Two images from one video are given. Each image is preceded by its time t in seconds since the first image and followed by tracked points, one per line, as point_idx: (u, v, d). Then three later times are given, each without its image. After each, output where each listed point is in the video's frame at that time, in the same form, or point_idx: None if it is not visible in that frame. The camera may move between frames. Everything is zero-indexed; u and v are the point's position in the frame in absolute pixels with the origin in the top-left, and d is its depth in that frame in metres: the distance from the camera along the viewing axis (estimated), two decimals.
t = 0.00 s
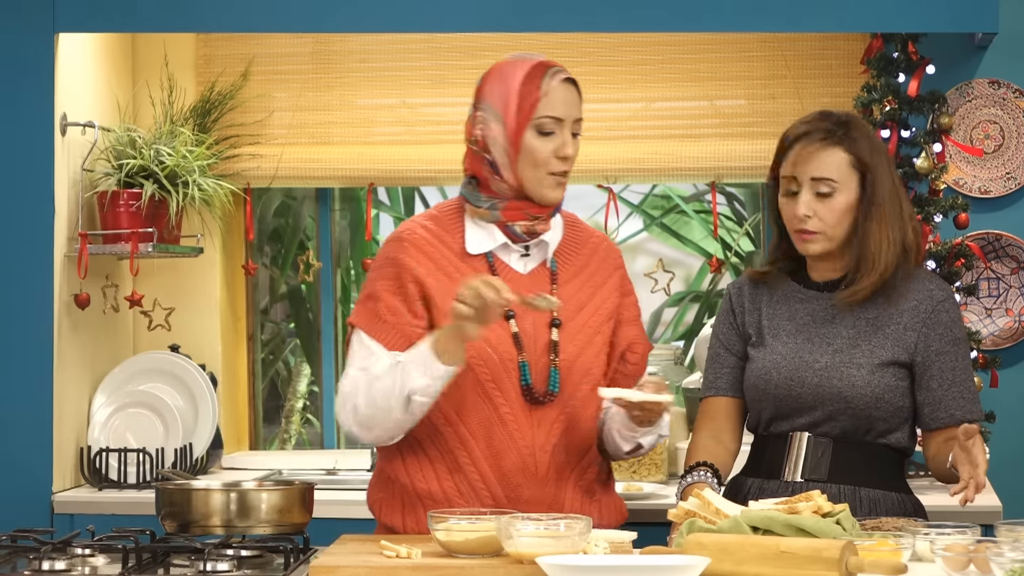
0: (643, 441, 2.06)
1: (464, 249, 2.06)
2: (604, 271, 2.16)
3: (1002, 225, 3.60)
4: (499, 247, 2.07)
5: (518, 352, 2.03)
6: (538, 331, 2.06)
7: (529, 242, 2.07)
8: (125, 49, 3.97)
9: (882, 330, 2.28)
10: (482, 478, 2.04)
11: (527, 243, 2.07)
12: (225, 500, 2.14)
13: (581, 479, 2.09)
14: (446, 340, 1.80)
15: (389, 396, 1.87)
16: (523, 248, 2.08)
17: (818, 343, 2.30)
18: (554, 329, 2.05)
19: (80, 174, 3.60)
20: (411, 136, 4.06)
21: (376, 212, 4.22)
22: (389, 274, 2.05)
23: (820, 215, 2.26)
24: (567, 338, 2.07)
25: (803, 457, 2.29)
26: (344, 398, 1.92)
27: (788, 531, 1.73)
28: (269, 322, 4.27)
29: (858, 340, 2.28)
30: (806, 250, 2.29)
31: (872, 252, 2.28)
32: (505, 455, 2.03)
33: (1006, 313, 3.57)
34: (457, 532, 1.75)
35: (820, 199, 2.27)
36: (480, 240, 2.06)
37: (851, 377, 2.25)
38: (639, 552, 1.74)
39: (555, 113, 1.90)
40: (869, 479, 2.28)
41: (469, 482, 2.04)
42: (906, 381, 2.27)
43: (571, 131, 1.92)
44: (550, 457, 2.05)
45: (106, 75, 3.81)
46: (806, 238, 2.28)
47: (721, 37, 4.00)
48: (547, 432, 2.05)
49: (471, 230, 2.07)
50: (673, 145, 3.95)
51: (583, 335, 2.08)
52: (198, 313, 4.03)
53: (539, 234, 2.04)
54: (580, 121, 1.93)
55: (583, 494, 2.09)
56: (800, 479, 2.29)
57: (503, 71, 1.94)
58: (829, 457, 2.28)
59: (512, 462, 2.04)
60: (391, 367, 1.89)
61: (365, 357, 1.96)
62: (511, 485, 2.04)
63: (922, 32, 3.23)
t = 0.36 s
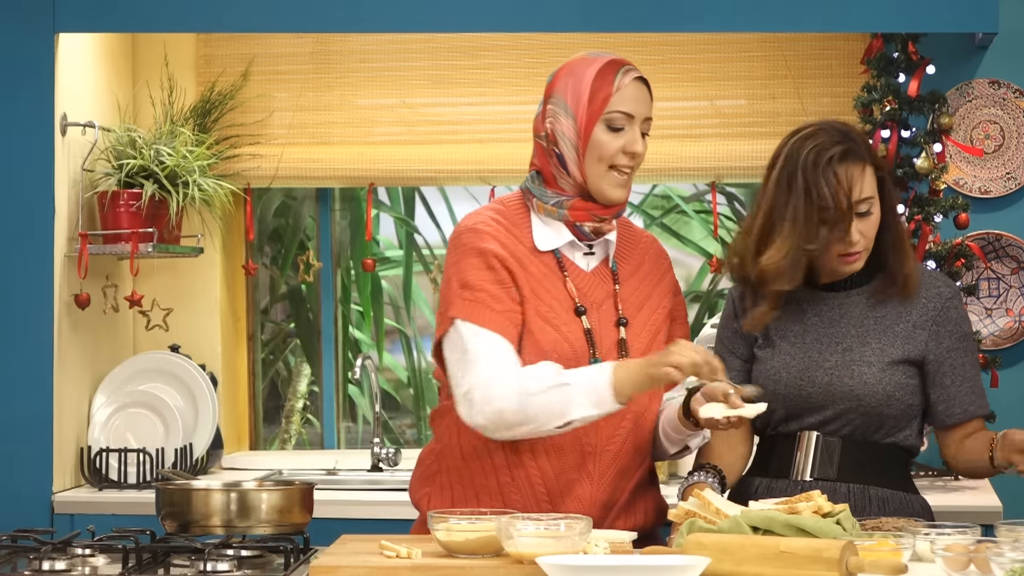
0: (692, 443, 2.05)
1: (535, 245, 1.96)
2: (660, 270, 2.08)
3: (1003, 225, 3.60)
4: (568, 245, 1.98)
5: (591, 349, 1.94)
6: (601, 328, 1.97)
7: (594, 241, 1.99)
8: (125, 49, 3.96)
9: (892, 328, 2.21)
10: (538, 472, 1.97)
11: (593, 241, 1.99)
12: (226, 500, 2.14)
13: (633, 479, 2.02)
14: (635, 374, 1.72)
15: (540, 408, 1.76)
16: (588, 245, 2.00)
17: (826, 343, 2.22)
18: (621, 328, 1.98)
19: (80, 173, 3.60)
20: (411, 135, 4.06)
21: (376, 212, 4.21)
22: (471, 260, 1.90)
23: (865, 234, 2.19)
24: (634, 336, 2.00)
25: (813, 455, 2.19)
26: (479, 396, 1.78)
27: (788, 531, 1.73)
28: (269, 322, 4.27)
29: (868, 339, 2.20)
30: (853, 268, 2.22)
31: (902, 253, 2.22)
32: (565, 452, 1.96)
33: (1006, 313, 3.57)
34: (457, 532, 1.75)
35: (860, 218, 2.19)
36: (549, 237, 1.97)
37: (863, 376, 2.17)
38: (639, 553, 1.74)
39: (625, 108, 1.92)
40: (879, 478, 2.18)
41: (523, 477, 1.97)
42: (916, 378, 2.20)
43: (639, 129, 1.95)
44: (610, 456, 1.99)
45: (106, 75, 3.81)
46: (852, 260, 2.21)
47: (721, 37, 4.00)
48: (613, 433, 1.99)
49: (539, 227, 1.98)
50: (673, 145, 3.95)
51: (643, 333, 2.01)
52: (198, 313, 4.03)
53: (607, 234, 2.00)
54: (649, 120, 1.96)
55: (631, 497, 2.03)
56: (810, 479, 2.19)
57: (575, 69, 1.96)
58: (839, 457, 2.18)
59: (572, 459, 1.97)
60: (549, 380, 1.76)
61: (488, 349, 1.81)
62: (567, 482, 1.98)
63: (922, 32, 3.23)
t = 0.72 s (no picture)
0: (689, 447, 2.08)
1: (559, 250, 1.98)
2: (662, 274, 2.13)
3: (1003, 225, 3.60)
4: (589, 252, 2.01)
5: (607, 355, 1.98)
6: (614, 336, 2.00)
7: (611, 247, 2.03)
8: (125, 49, 3.96)
9: (904, 329, 2.24)
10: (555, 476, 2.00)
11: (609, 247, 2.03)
12: (225, 500, 2.15)
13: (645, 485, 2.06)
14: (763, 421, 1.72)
15: (645, 414, 1.75)
16: (604, 252, 2.03)
17: (838, 341, 2.26)
18: (633, 335, 2.02)
19: (80, 174, 3.60)
20: (411, 135, 4.06)
21: (376, 212, 4.22)
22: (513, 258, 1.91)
23: (878, 234, 2.21)
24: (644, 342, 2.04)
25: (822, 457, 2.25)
26: (579, 378, 1.76)
27: (789, 531, 1.73)
28: (269, 322, 4.27)
29: (880, 338, 2.24)
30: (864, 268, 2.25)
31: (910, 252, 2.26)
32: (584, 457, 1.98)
33: (1006, 313, 3.57)
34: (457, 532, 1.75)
35: (871, 218, 2.21)
36: (572, 243, 1.99)
37: (873, 374, 2.21)
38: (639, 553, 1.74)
39: (639, 113, 1.95)
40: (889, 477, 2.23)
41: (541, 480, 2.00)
42: (927, 379, 2.23)
43: (654, 134, 1.97)
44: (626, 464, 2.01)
45: (106, 75, 3.81)
46: (864, 259, 2.23)
47: (721, 37, 4.00)
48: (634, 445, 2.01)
49: (562, 233, 2.00)
50: (672, 146, 3.95)
51: (653, 338, 2.06)
52: (198, 312, 4.03)
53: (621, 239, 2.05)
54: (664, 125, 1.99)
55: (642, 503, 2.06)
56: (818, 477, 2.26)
57: (588, 71, 1.99)
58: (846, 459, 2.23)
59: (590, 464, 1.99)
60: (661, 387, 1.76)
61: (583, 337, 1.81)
62: (583, 488, 2.00)
63: (921, 33, 3.23)
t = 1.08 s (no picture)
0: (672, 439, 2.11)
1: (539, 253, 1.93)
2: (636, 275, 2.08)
3: (1003, 225, 3.59)
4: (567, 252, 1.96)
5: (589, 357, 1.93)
6: (596, 337, 1.95)
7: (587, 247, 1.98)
8: (125, 49, 3.96)
9: (914, 330, 2.26)
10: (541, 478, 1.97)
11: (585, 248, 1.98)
12: (225, 500, 2.14)
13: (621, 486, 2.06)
14: (733, 422, 1.71)
15: (626, 428, 1.72)
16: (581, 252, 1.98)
17: (848, 341, 2.28)
18: (614, 335, 1.97)
19: (80, 173, 3.60)
20: (411, 136, 4.06)
21: (376, 212, 4.22)
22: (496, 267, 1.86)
23: (870, 234, 2.23)
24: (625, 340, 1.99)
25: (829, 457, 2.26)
26: (559, 398, 1.73)
27: (789, 531, 1.73)
28: (269, 322, 4.27)
29: (889, 339, 2.26)
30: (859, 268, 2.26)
31: (913, 252, 2.26)
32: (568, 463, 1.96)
33: (1006, 313, 3.57)
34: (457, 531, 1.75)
35: (862, 219, 2.23)
36: (549, 245, 1.94)
37: (882, 375, 2.23)
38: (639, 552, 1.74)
39: (592, 109, 1.89)
40: (900, 470, 2.25)
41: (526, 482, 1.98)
42: (937, 380, 2.25)
43: (611, 128, 1.91)
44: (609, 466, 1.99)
45: (106, 75, 3.80)
46: (857, 258, 2.24)
47: (721, 37, 4.00)
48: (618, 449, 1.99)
49: (540, 237, 1.94)
50: (672, 146, 3.95)
51: (634, 338, 2.01)
52: (198, 312, 4.03)
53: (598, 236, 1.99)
54: (623, 118, 1.92)
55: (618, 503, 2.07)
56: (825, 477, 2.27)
57: (544, 73, 1.93)
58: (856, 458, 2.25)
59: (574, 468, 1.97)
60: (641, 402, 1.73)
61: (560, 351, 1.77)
62: (567, 490, 1.98)
63: (922, 33, 3.23)
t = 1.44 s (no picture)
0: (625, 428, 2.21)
1: (466, 249, 2.06)
2: (585, 270, 2.20)
3: (1003, 225, 3.60)
4: (497, 249, 2.09)
5: (523, 351, 2.05)
6: (533, 329, 2.08)
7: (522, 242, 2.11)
8: (124, 49, 3.97)
9: (920, 332, 2.33)
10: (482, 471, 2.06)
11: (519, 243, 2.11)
12: (225, 500, 2.15)
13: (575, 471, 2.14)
14: (629, 418, 1.81)
15: (525, 434, 1.83)
16: (515, 249, 2.11)
17: (857, 347, 2.34)
18: (551, 326, 2.09)
19: (80, 174, 3.60)
20: (411, 136, 4.06)
21: (376, 212, 4.22)
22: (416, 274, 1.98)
23: (821, 214, 2.37)
24: (563, 334, 2.11)
25: (840, 464, 2.34)
26: (463, 404, 1.85)
27: (788, 531, 1.73)
28: (269, 322, 4.27)
29: (898, 344, 2.33)
30: (822, 251, 2.39)
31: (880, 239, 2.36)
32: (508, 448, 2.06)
33: (1006, 312, 3.57)
34: (457, 531, 1.75)
35: (817, 198, 2.39)
36: (478, 243, 2.06)
37: (894, 382, 2.30)
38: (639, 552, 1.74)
39: (512, 112, 2.04)
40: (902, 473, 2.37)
41: (468, 477, 2.06)
42: (945, 382, 2.33)
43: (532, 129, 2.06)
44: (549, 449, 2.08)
45: (106, 75, 3.81)
46: (815, 240, 2.39)
47: (720, 37, 4.00)
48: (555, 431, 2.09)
49: (468, 234, 2.07)
50: (671, 146, 3.95)
51: (576, 330, 2.13)
52: (198, 312, 4.03)
53: (532, 233, 2.12)
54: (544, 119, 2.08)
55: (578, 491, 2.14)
56: (839, 485, 2.34)
57: (462, 79, 2.09)
58: (865, 465, 2.34)
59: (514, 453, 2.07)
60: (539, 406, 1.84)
61: (471, 359, 1.91)
62: (510, 482, 2.06)
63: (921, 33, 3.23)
